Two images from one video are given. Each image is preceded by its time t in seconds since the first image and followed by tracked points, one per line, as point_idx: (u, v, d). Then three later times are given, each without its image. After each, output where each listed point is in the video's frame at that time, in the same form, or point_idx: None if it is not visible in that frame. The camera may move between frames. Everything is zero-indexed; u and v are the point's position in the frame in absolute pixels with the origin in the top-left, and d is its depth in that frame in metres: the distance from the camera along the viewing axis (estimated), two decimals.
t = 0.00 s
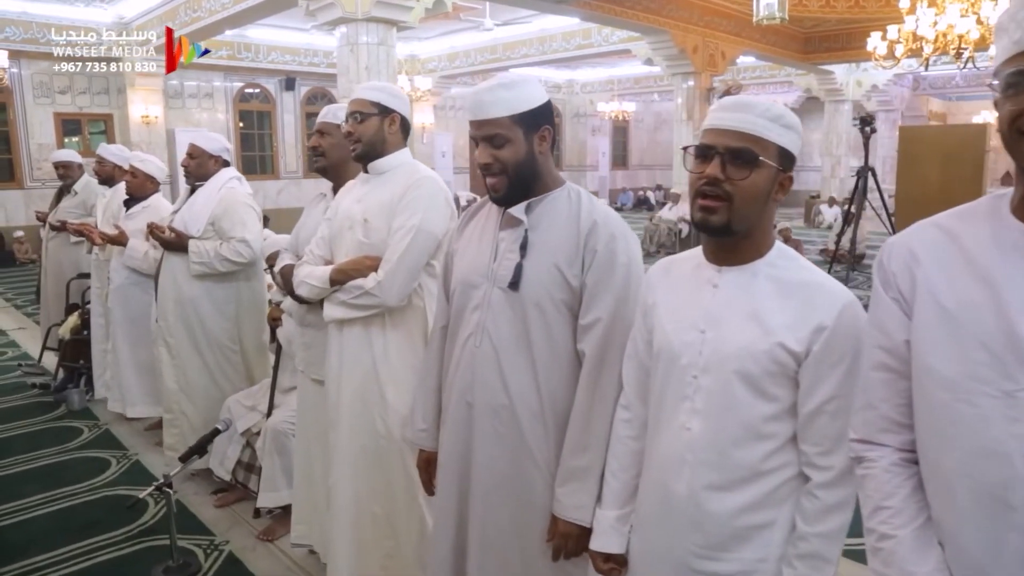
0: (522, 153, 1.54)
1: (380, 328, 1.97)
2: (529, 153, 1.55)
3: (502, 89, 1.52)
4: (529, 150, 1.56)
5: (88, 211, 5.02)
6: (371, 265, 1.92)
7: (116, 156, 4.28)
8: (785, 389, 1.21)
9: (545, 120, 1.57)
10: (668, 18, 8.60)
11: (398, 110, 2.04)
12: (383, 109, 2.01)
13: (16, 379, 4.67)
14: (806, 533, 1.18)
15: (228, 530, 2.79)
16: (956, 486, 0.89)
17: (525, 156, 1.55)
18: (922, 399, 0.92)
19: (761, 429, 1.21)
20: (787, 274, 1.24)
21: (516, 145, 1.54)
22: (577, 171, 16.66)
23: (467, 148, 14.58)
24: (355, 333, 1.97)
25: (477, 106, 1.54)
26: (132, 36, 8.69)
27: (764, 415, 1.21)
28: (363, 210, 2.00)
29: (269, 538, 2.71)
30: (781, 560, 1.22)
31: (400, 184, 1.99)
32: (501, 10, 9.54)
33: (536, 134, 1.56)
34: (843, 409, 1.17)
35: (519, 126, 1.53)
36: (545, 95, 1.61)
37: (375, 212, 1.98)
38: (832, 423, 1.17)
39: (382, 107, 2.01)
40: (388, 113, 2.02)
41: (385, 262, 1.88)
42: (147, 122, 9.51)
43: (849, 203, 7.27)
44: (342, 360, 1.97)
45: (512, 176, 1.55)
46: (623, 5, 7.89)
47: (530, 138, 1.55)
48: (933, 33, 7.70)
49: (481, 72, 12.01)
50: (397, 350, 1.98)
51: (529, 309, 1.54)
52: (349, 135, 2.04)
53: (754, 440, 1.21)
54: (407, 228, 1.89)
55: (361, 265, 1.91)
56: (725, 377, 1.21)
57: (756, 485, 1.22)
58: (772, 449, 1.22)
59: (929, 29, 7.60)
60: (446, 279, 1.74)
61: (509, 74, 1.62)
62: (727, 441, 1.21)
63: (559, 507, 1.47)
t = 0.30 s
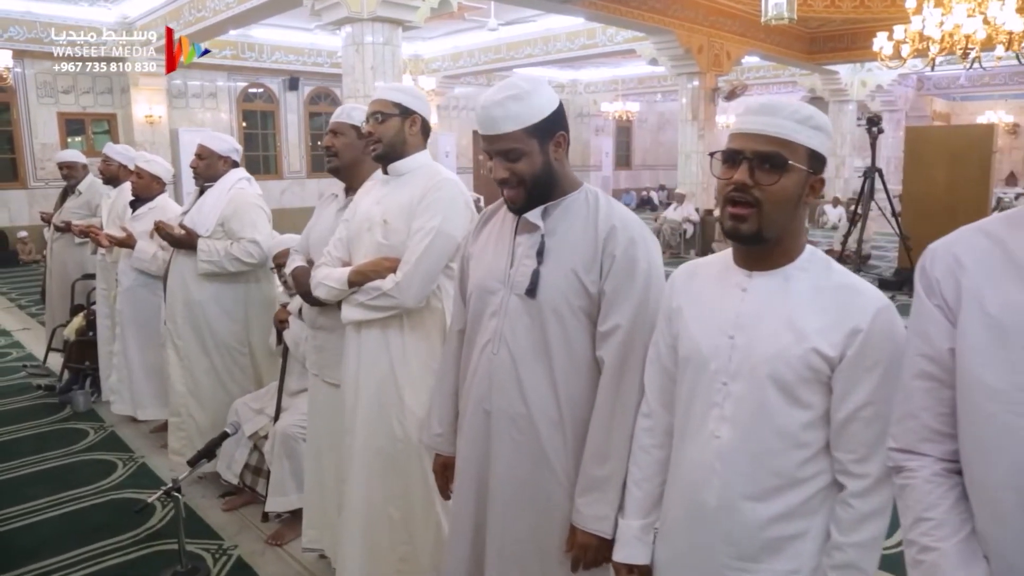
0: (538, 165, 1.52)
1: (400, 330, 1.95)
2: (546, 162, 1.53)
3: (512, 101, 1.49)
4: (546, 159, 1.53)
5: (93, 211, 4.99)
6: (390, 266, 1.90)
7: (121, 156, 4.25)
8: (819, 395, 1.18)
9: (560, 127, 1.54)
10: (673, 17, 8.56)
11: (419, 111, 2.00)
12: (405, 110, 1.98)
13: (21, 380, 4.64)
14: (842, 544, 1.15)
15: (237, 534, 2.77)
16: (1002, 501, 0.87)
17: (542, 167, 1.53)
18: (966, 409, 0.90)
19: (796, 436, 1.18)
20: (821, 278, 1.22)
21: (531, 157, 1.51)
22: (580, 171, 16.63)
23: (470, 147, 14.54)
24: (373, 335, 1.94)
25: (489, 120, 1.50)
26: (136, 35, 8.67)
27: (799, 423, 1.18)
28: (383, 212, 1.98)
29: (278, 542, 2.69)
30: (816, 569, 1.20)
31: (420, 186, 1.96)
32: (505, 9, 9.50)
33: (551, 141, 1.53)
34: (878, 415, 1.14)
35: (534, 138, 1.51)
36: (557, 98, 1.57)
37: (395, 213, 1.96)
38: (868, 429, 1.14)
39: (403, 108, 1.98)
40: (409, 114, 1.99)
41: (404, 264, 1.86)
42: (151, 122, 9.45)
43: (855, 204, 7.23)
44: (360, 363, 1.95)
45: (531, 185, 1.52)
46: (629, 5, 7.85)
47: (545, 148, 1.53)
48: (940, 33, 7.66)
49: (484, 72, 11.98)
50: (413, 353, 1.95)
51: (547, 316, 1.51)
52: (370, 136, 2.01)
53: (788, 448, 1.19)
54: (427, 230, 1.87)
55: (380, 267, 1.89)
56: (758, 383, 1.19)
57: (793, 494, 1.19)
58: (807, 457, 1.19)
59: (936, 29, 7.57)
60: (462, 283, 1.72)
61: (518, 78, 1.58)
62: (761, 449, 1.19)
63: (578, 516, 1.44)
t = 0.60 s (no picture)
0: (553, 179, 1.50)
1: (417, 331, 1.92)
2: (563, 171, 1.51)
3: (523, 115, 1.46)
4: (563, 167, 1.52)
5: (96, 211, 4.97)
6: (409, 265, 1.88)
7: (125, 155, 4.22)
8: (844, 397, 1.15)
9: (574, 135, 1.52)
10: (677, 17, 8.53)
11: (438, 110, 1.96)
12: (423, 109, 1.94)
13: (25, 381, 4.62)
14: (867, 550, 1.12)
15: (244, 536, 2.74)
16: None
17: (558, 176, 1.51)
18: (1006, 412, 0.88)
19: (822, 441, 1.15)
20: (849, 277, 1.19)
21: (547, 171, 1.49)
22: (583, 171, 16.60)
23: (473, 148, 14.51)
24: (390, 335, 1.92)
25: (501, 136, 1.48)
26: (138, 35, 8.65)
27: (827, 425, 1.15)
28: (402, 211, 1.96)
29: (286, 545, 2.66)
30: None
31: (440, 186, 1.94)
32: (507, 9, 9.48)
33: (568, 149, 1.52)
34: (907, 418, 1.11)
35: (549, 149, 1.48)
36: (569, 102, 1.55)
37: (415, 213, 1.94)
38: (896, 430, 1.11)
39: (422, 107, 1.94)
40: (428, 113, 1.95)
41: (422, 264, 1.84)
42: (153, 122, 9.41)
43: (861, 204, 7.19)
44: (375, 365, 1.93)
45: (546, 196, 1.50)
46: (632, 4, 7.82)
47: (560, 157, 1.51)
48: (945, 32, 7.63)
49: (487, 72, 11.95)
50: (425, 355, 1.92)
51: (562, 322, 1.48)
52: (388, 136, 1.99)
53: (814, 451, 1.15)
54: (447, 230, 1.85)
55: (398, 266, 1.87)
56: (784, 385, 1.16)
57: (820, 497, 1.16)
58: (833, 459, 1.16)
59: (941, 28, 7.54)
60: (474, 286, 1.69)
61: (527, 82, 1.55)
62: (785, 452, 1.16)
63: (591, 523, 1.42)
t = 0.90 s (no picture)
0: (559, 181, 1.47)
1: (427, 335, 1.89)
2: (569, 175, 1.48)
3: (526, 118, 1.44)
4: (567, 174, 1.48)
5: (99, 211, 4.94)
6: (426, 267, 1.85)
7: (128, 155, 4.19)
8: (870, 408, 1.11)
9: (584, 137, 1.48)
10: (681, 16, 8.50)
11: (460, 110, 1.94)
12: (445, 109, 1.92)
13: (28, 382, 4.60)
14: (889, 564, 1.09)
15: (250, 540, 2.72)
16: None
17: (564, 180, 1.48)
18: None
19: (847, 452, 1.12)
20: (873, 282, 1.15)
21: (553, 175, 1.46)
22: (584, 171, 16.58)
23: (475, 147, 14.48)
24: (403, 340, 1.89)
25: (506, 138, 1.46)
26: (141, 34, 8.61)
27: (853, 436, 1.12)
28: (420, 212, 1.94)
29: (292, 549, 2.63)
30: None
31: (460, 188, 1.91)
32: (510, 8, 9.45)
33: (575, 152, 1.48)
34: (935, 429, 1.08)
35: (554, 154, 1.45)
36: (576, 102, 1.51)
37: (433, 213, 1.91)
38: (924, 442, 1.08)
39: (443, 107, 1.91)
40: (449, 114, 1.93)
41: (440, 266, 1.81)
42: (155, 121, 9.41)
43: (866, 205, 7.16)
44: (388, 369, 1.91)
45: (545, 206, 1.47)
46: (636, 3, 7.79)
47: (566, 162, 1.47)
48: (951, 32, 7.60)
49: (489, 71, 11.93)
50: (435, 359, 1.89)
51: (576, 330, 1.45)
52: (409, 135, 1.97)
53: (838, 463, 1.12)
54: (465, 232, 1.82)
55: (415, 267, 1.84)
56: (808, 395, 1.13)
57: (843, 511, 1.13)
58: (857, 471, 1.13)
59: (947, 28, 7.51)
60: (481, 293, 1.66)
61: (535, 83, 1.52)
62: (808, 465, 1.13)
63: (607, 536, 1.38)
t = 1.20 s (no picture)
0: (546, 160, 1.44)
1: (441, 335, 1.86)
2: (557, 160, 1.44)
3: (525, 88, 1.43)
4: (557, 155, 1.44)
5: (102, 210, 4.91)
6: (440, 266, 1.82)
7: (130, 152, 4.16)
8: (903, 410, 1.08)
9: (579, 122, 1.44)
10: (684, 15, 8.46)
11: (473, 104, 1.89)
12: (457, 104, 1.88)
13: (29, 383, 4.57)
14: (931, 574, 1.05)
15: (255, 543, 2.68)
16: None
17: (551, 163, 1.44)
18: None
19: (878, 457, 1.09)
20: (906, 279, 1.11)
21: (540, 150, 1.44)
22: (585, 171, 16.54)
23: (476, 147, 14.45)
24: (417, 340, 1.86)
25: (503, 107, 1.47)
26: (142, 33, 8.58)
27: (885, 439, 1.08)
28: (434, 209, 1.91)
29: (298, 552, 2.59)
30: None
31: (475, 184, 1.88)
32: (512, 7, 9.41)
33: (568, 136, 1.44)
34: (976, 434, 1.04)
35: (544, 129, 1.43)
36: (589, 87, 1.46)
37: (446, 210, 1.89)
38: (964, 448, 1.05)
39: (456, 100, 1.87)
40: (462, 108, 1.89)
41: (455, 262, 1.78)
42: (156, 121, 9.38)
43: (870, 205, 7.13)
44: (401, 368, 1.87)
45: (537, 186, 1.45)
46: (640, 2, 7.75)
47: (557, 142, 1.44)
48: (956, 30, 7.54)
49: (491, 71, 11.90)
50: (449, 360, 1.85)
51: (594, 330, 1.41)
52: (422, 131, 1.92)
53: (869, 468, 1.09)
54: (478, 231, 1.78)
55: (430, 266, 1.81)
56: (840, 396, 1.09)
57: (874, 517, 1.10)
58: (889, 477, 1.09)
59: (952, 27, 7.45)
60: (494, 292, 1.62)
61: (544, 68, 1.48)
62: (838, 468, 1.09)
63: (627, 541, 1.35)
